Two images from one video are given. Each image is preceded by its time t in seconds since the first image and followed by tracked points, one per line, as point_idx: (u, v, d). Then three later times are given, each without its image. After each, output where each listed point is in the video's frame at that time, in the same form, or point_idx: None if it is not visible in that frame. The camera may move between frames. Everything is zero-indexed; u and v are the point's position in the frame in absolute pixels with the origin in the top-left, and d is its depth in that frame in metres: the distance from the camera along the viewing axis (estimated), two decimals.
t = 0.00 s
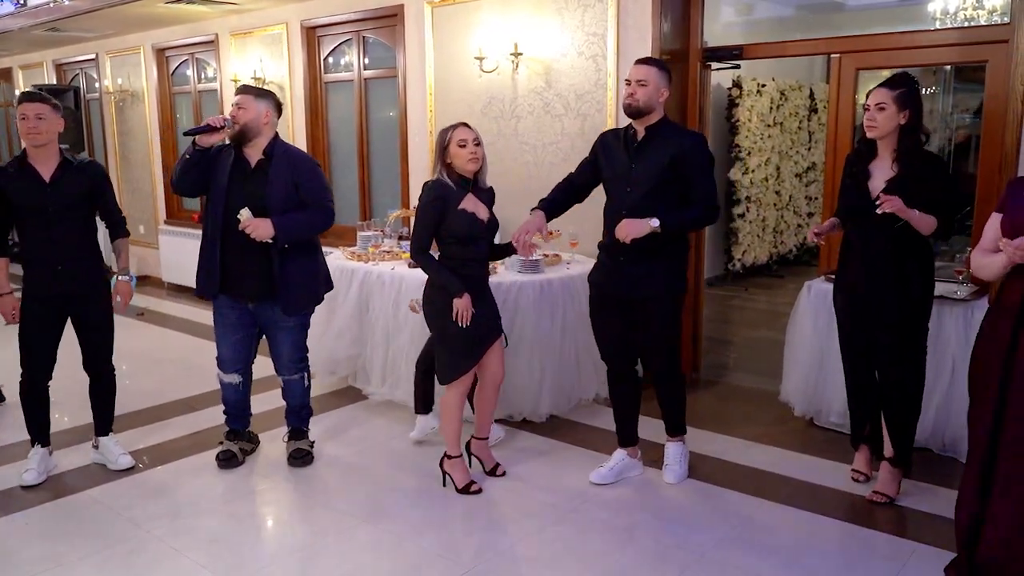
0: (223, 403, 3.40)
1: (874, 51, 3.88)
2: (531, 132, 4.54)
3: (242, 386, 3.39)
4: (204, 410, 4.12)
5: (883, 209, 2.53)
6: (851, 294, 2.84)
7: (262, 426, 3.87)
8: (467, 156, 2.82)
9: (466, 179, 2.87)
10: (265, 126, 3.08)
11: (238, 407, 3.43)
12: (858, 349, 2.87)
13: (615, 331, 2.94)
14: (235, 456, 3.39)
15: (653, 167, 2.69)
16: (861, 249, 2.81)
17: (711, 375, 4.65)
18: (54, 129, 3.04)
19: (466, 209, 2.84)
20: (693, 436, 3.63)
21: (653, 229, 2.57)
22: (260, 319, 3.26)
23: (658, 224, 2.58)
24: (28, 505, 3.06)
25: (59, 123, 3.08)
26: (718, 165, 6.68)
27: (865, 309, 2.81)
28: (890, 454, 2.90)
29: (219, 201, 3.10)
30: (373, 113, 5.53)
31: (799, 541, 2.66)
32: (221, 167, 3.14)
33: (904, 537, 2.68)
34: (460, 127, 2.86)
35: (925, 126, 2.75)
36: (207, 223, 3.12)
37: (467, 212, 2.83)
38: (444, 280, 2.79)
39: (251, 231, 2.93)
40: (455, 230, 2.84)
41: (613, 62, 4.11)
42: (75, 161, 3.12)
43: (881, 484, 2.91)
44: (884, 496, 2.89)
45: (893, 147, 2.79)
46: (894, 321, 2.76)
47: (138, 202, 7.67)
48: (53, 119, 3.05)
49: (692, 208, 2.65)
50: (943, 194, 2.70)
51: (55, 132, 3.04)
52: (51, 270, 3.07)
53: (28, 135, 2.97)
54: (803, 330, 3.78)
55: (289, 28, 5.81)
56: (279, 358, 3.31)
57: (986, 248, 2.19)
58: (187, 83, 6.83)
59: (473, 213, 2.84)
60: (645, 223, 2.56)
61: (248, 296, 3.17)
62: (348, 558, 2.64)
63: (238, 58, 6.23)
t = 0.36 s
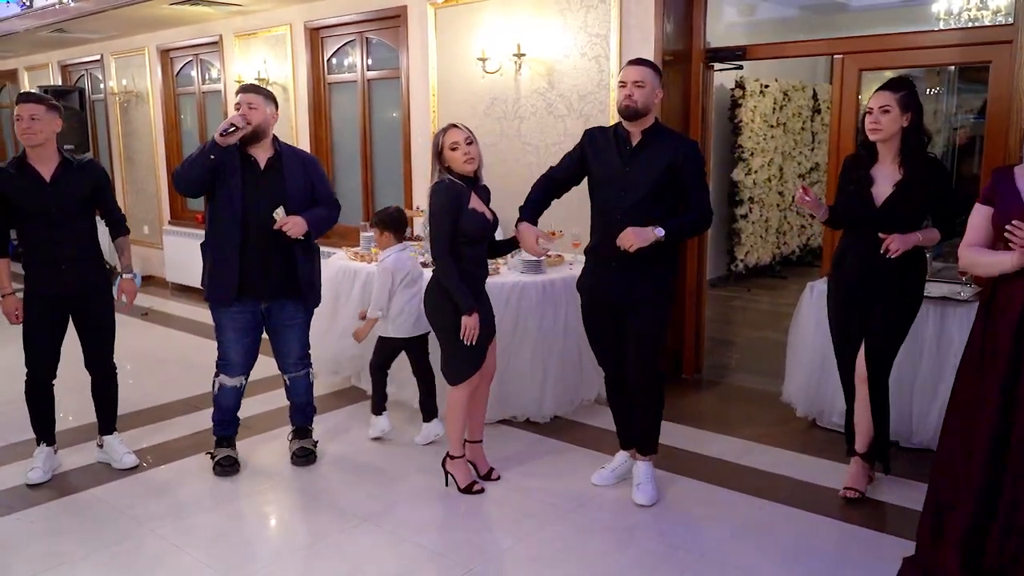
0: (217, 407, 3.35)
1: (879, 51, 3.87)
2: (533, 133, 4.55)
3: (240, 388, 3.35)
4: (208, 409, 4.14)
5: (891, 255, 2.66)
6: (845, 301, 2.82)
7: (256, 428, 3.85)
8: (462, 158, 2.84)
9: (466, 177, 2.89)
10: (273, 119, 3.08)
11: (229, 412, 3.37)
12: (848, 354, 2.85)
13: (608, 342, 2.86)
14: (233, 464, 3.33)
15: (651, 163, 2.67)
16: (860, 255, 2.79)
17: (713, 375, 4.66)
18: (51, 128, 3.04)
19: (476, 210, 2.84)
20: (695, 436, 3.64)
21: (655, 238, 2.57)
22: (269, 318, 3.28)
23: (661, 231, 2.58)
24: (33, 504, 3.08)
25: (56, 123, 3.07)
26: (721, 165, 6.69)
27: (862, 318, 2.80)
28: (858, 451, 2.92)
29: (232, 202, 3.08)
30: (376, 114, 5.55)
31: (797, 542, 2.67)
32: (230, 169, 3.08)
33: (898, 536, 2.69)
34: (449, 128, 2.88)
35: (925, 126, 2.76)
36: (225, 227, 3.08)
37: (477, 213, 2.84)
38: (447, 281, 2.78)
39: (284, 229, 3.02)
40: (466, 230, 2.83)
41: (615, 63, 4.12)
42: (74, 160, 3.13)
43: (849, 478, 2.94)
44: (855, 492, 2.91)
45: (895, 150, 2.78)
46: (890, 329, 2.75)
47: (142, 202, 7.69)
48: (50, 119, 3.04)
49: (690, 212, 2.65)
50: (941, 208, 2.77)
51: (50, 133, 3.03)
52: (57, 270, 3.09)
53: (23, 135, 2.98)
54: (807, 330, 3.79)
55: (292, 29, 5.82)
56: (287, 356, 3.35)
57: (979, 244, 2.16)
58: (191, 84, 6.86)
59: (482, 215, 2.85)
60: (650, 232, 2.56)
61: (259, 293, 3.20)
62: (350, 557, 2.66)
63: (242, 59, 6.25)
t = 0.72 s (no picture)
0: (229, 409, 3.37)
1: (891, 52, 3.85)
2: (548, 134, 4.56)
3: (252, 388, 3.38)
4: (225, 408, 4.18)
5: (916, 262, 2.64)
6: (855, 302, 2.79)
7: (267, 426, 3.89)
8: (476, 159, 2.84)
9: (479, 178, 2.89)
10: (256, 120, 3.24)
11: (241, 413, 3.39)
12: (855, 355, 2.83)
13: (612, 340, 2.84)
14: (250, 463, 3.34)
15: (664, 159, 2.66)
16: (869, 252, 2.77)
17: (728, 376, 4.65)
18: (57, 129, 3.07)
19: (488, 210, 2.85)
20: (710, 437, 3.64)
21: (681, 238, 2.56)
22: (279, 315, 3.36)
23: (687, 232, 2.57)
24: (54, 500, 3.12)
25: (64, 124, 3.10)
26: (737, 166, 6.67)
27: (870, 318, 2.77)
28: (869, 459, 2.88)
29: (250, 213, 3.15)
30: (392, 115, 5.57)
31: (812, 542, 2.67)
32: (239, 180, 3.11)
33: (915, 539, 2.67)
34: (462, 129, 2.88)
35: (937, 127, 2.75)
36: (243, 233, 3.14)
37: (489, 214, 2.85)
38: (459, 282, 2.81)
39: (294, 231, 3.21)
40: (478, 233, 2.84)
41: (630, 64, 4.12)
42: (83, 162, 3.18)
43: (860, 486, 2.91)
44: (865, 500, 2.89)
45: (905, 151, 2.76)
46: (897, 330, 2.72)
47: (160, 202, 7.76)
48: (57, 120, 3.07)
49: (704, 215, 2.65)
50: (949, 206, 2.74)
51: (54, 133, 3.05)
52: (74, 269, 3.14)
53: (28, 134, 3.02)
54: (822, 332, 3.78)
55: (309, 31, 5.86)
56: (296, 353, 3.42)
57: (996, 247, 2.12)
58: (209, 85, 6.91)
59: (494, 215, 2.86)
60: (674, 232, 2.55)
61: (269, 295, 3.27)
62: (365, 555, 2.68)
63: (259, 60, 6.30)
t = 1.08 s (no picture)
0: (257, 406, 3.40)
1: (926, 51, 3.79)
2: (573, 134, 4.56)
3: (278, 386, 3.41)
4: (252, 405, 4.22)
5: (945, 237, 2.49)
6: (875, 305, 2.73)
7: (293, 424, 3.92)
8: (507, 163, 2.81)
9: (509, 185, 2.88)
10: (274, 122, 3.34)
11: (269, 410, 3.43)
12: (876, 364, 2.76)
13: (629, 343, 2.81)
14: (277, 460, 3.38)
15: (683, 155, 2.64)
16: (885, 255, 2.71)
17: (753, 379, 4.61)
18: (94, 131, 3.14)
19: (509, 216, 2.84)
20: (733, 440, 3.62)
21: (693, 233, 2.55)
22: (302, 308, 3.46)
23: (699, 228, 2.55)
24: (85, 493, 3.18)
25: (96, 126, 3.14)
26: (764, 167, 6.62)
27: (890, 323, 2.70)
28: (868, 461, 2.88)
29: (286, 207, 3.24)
30: (418, 116, 5.61)
31: (838, 546, 2.64)
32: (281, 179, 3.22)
33: (946, 545, 2.63)
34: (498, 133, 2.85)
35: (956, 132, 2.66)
36: (285, 228, 3.24)
37: (509, 219, 2.84)
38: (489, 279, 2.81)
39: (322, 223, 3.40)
40: (496, 240, 2.86)
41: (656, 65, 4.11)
42: (118, 164, 3.23)
43: (855, 483, 2.93)
44: (891, 505, 2.85)
45: (920, 157, 2.68)
46: (917, 331, 2.66)
47: (189, 202, 7.86)
48: (87, 123, 3.12)
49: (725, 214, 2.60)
50: (960, 207, 2.63)
51: (84, 136, 3.10)
52: (105, 268, 3.19)
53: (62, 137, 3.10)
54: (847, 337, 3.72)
55: (336, 32, 5.91)
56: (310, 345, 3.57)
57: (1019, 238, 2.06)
58: (238, 86, 6.99)
59: (516, 221, 2.84)
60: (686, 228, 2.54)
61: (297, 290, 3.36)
62: (388, 552, 2.70)
63: (287, 62, 6.35)
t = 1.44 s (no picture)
0: (280, 396, 3.45)
1: (952, 51, 3.76)
2: (593, 135, 4.56)
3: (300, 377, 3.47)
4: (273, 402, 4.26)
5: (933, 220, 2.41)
6: (880, 309, 2.68)
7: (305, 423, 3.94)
8: (541, 162, 2.80)
9: (543, 184, 2.87)
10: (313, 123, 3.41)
11: (290, 400, 3.48)
12: (891, 371, 2.69)
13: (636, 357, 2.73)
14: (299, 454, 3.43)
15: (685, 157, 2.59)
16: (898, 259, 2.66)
17: (773, 381, 4.59)
18: (141, 130, 3.18)
19: (540, 215, 2.84)
20: (753, 442, 3.60)
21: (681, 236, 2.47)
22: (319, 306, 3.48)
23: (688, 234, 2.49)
24: (109, 489, 3.23)
25: (143, 125, 3.19)
26: (785, 169, 6.57)
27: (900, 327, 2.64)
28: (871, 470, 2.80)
29: (318, 201, 3.31)
30: (439, 116, 5.63)
31: (857, 550, 2.62)
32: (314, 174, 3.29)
33: (966, 549, 2.61)
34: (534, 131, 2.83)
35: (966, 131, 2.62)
36: (313, 223, 3.30)
37: (540, 218, 2.83)
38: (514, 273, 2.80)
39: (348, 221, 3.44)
40: (522, 235, 2.86)
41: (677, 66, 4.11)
42: (165, 162, 3.26)
43: (866, 501, 2.81)
44: (912, 509, 2.83)
45: (929, 156, 2.65)
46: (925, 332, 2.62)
47: (212, 201, 7.94)
48: (135, 122, 3.17)
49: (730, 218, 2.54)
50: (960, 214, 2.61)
51: (131, 134, 3.15)
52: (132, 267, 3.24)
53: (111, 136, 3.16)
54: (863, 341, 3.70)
55: (358, 33, 5.95)
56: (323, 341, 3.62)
57: None
58: (260, 87, 7.05)
59: (547, 219, 2.82)
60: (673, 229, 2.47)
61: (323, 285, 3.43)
62: (406, 551, 2.71)
63: (309, 62, 6.40)
